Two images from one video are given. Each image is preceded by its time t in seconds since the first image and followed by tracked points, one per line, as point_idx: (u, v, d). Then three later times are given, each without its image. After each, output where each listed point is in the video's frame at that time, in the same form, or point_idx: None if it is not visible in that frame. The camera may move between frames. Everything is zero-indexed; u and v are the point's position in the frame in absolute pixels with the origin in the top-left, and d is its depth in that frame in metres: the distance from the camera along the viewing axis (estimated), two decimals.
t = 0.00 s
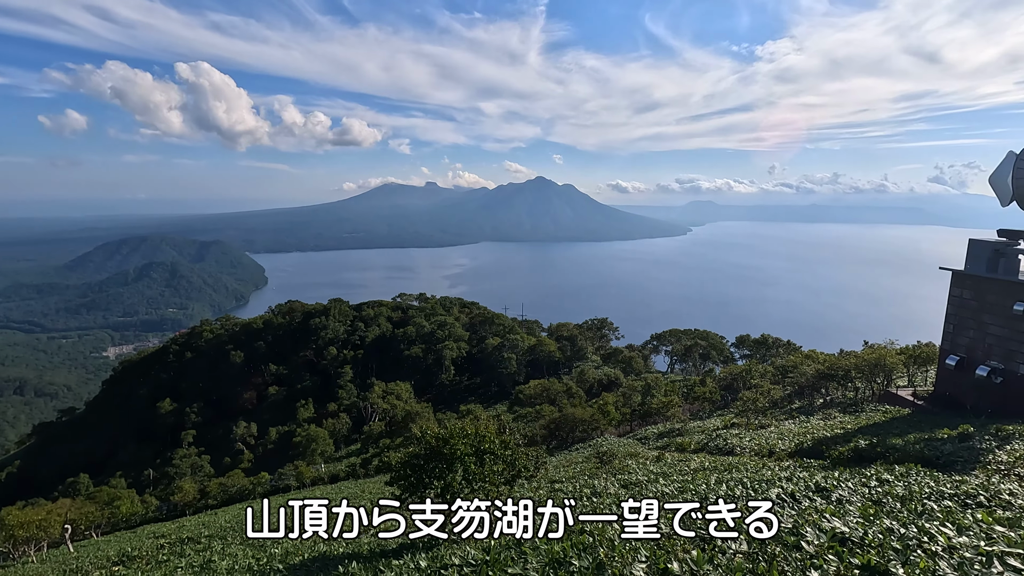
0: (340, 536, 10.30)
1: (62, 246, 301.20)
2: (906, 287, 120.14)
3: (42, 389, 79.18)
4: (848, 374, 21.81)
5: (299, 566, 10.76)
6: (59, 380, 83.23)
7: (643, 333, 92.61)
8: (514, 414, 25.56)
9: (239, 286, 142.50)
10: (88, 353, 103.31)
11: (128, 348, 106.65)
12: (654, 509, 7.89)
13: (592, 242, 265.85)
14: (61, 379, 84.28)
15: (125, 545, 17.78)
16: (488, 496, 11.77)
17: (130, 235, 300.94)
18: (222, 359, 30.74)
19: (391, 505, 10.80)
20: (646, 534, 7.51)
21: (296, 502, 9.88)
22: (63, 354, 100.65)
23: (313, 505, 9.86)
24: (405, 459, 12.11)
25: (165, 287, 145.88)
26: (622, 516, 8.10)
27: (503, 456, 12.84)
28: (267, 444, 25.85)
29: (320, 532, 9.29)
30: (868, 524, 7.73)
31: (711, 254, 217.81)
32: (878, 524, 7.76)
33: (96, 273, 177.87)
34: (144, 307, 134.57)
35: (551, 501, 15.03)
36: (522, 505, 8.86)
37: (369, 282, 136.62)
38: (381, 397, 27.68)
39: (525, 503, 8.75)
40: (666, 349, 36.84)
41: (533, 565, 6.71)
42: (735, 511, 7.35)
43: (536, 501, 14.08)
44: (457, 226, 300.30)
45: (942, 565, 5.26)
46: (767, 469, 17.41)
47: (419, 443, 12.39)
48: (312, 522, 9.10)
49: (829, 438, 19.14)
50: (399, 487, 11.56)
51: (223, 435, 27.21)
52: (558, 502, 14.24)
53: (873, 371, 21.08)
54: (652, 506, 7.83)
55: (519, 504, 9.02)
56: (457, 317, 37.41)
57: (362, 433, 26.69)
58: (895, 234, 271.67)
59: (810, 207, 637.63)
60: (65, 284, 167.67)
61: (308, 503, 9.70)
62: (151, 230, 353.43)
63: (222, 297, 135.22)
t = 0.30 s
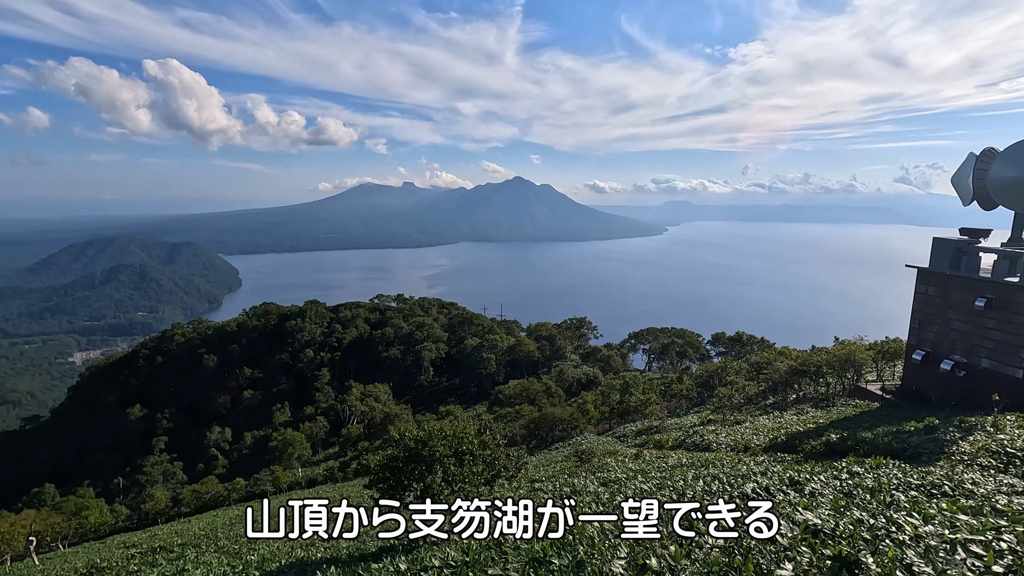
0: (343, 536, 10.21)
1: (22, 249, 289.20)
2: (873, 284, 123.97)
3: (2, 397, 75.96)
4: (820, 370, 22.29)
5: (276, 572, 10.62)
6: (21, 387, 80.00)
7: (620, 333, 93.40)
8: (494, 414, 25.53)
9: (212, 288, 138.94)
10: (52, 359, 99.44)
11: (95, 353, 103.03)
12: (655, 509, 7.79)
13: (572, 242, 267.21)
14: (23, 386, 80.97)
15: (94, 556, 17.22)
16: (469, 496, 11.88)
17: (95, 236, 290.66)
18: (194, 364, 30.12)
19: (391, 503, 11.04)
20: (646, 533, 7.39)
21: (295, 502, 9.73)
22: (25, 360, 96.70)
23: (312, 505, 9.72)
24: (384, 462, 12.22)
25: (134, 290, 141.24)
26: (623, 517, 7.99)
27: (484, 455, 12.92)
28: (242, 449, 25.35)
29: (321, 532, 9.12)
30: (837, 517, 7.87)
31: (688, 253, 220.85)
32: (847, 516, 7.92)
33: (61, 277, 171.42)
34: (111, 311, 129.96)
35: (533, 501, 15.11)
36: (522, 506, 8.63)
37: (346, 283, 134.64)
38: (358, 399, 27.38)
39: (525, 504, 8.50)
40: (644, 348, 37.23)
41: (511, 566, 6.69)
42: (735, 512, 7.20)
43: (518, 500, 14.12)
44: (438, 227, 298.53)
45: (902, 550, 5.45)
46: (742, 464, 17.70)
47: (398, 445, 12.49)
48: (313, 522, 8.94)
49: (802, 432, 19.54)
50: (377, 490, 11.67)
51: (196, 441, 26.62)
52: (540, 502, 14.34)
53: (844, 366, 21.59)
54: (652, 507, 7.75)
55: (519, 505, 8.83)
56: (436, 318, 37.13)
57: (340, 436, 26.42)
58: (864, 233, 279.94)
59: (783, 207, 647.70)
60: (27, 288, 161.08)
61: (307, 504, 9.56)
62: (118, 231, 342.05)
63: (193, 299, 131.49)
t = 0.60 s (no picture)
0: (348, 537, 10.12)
1: None
2: (839, 281, 127.85)
3: None
4: (791, 366, 22.81)
5: None
6: None
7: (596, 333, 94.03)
8: (473, 415, 25.47)
9: (183, 291, 134.90)
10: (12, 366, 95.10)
11: (59, 359, 99.00)
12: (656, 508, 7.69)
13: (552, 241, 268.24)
14: None
15: (62, 568, 16.66)
16: (447, 497, 11.91)
17: (54, 238, 278.85)
18: (165, 369, 29.48)
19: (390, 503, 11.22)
20: (646, 533, 7.27)
21: (294, 502, 9.55)
22: None
23: (312, 505, 9.56)
24: (361, 465, 12.16)
25: (101, 294, 136.18)
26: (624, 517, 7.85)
27: (463, 456, 12.92)
28: (216, 455, 24.84)
29: (322, 532, 8.98)
30: (808, 510, 8.09)
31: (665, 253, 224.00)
32: (818, 508, 8.14)
33: (21, 281, 164.17)
34: (76, 315, 124.91)
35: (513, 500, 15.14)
36: (522, 505, 8.46)
37: (321, 285, 132.33)
38: (335, 402, 27.04)
39: (525, 503, 8.32)
40: (621, 346, 37.64)
41: (491, 566, 6.61)
42: (735, 511, 7.11)
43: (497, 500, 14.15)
44: (417, 227, 296.27)
45: (869, 539, 5.62)
46: (718, 460, 18.00)
47: (376, 447, 12.45)
48: (315, 522, 8.85)
49: (775, 427, 19.96)
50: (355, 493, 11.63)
51: (167, 448, 26.02)
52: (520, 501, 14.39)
53: (814, 361, 22.13)
54: (652, 507, 7.60)
55: (520, 506, 8.66)
56: (413, 318, 36.85)
57: (317, 440, 26.10)
58: (833, 232, 288.52)
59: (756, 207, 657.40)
60: None
61: (308, 503, 9.38)
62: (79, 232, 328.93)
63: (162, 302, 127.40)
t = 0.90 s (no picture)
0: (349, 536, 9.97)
1: None
2: (808, 279, 131.49)
3: None
4: (763, 362, 23.28)
5: None
6: None
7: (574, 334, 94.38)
8: (450, 415, 25.35)
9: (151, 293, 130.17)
10: None
11: (17, 365, 94.34)
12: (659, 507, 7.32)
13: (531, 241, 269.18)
14: None
15: None
16: (424, 499, 11.94)
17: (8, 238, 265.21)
18: (132, 374, 28.70)
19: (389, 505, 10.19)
20: (647, 534, 6.88)
21: (295, 502, 9.38)
22: None
23: (311, 505, 9.39)
24: (338, 468, 11.98)
25: (64, 297, 130.47)
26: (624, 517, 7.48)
27: (441, 457, 12.93)
28: (186, 462, 24.26)
29: (322, 533, 8.78)
30: (779, 502, 8.28)
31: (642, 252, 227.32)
32: (789, 500, 8.38)
33: None
34: (35, 319, 119.28)
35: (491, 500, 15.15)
36: (521, 505, 8.12)
37: (296, 287, 129.66)
38: (310, 405, 26.61)
39: (524, 503, 7.99)
40: (598, 345, 37.97)
41: (470, 566, 6.57)
42: (737, 512, 6.76)
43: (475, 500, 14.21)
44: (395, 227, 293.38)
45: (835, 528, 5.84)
46: (693, 455, 18.27)
47: (352, 449, 12.30)
48: (313, 522, 8.70)
49: (748, 422, 20.34)
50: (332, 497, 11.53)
51: (135, 455, 25.32)
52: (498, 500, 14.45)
53: (785, 357, 22.65)
54: (653, 507, 7.22)
55: (517, 506, 8.31)
56: (390, 319, 36.52)
57: (291, 444, 25.76)
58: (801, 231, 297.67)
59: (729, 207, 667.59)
60: None
61: (306, 503, 9.19)
62: (36, 232, 313.77)
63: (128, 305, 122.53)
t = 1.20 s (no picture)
0: (345, 538, 9.87)
1: None
2: (776, 275, 135.32)
3: None
4: (736, 358, 23.71)
5: None
6: None
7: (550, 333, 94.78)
8: (427, 416, 25.17)
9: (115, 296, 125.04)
10: None
11: None
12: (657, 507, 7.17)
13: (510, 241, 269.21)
14: None
15: None
16: (402, 501, 11.95)
17: None
18: (97, 381, 27.80)
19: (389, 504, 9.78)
20: (647, 534, 6.74)
21: (295, 501, 9.30)
22: None
23: (312, 505, 9.28)
24: (313, 472, 11.83)
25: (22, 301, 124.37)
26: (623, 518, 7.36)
27: (417, 459, 12.90)
28: (155, 469, 23.63)
29: (322, 533, 8.65)
30: (750, 494, 8.50)
31: (619, 250, 229.56)
32: (758, 493, 8.64)
33: None
34: None
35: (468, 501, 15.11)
36: (521, 505, 7.93)
37: (269, 289, 126.39)
38: (284, 408, 26.15)
39: (525, 502, 7.80)
40: (574, 343, 38.25)
41: (447, 567, 6.59)
42: (737, 511, 6.57)
43: (452, 501, 14.20)
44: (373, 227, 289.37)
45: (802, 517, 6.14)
46: (668, 451, 18.55)
47: (328, 452, 12.13)
48: (312, 521, 8.63)
49: (721, 417, 20.71)
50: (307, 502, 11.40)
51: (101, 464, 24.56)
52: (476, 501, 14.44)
53: (756, 353, 23.15)
54: (653, 506, 7.08)
55: (517, 506, 8.11)
56: (365, 321, 36.08)
57: (265, 450, 25.34)
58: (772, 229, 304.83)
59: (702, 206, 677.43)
60: None
61: (306, 504, 9.08)
62: None
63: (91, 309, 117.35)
